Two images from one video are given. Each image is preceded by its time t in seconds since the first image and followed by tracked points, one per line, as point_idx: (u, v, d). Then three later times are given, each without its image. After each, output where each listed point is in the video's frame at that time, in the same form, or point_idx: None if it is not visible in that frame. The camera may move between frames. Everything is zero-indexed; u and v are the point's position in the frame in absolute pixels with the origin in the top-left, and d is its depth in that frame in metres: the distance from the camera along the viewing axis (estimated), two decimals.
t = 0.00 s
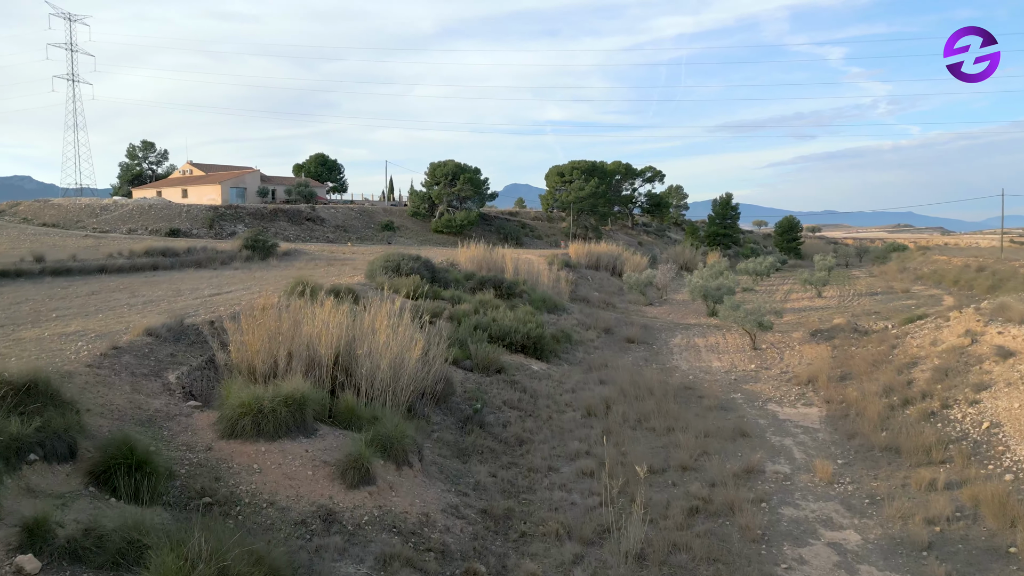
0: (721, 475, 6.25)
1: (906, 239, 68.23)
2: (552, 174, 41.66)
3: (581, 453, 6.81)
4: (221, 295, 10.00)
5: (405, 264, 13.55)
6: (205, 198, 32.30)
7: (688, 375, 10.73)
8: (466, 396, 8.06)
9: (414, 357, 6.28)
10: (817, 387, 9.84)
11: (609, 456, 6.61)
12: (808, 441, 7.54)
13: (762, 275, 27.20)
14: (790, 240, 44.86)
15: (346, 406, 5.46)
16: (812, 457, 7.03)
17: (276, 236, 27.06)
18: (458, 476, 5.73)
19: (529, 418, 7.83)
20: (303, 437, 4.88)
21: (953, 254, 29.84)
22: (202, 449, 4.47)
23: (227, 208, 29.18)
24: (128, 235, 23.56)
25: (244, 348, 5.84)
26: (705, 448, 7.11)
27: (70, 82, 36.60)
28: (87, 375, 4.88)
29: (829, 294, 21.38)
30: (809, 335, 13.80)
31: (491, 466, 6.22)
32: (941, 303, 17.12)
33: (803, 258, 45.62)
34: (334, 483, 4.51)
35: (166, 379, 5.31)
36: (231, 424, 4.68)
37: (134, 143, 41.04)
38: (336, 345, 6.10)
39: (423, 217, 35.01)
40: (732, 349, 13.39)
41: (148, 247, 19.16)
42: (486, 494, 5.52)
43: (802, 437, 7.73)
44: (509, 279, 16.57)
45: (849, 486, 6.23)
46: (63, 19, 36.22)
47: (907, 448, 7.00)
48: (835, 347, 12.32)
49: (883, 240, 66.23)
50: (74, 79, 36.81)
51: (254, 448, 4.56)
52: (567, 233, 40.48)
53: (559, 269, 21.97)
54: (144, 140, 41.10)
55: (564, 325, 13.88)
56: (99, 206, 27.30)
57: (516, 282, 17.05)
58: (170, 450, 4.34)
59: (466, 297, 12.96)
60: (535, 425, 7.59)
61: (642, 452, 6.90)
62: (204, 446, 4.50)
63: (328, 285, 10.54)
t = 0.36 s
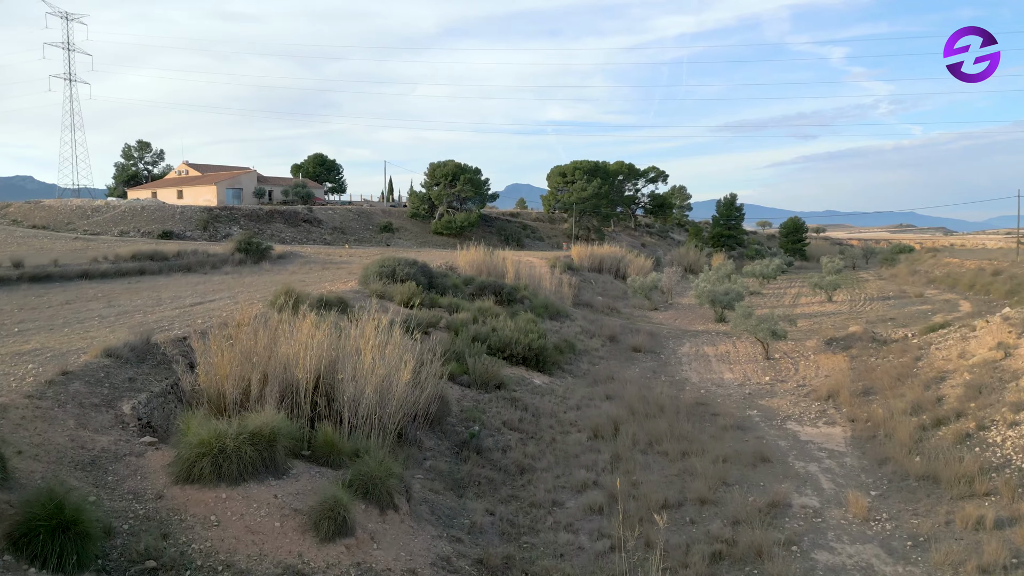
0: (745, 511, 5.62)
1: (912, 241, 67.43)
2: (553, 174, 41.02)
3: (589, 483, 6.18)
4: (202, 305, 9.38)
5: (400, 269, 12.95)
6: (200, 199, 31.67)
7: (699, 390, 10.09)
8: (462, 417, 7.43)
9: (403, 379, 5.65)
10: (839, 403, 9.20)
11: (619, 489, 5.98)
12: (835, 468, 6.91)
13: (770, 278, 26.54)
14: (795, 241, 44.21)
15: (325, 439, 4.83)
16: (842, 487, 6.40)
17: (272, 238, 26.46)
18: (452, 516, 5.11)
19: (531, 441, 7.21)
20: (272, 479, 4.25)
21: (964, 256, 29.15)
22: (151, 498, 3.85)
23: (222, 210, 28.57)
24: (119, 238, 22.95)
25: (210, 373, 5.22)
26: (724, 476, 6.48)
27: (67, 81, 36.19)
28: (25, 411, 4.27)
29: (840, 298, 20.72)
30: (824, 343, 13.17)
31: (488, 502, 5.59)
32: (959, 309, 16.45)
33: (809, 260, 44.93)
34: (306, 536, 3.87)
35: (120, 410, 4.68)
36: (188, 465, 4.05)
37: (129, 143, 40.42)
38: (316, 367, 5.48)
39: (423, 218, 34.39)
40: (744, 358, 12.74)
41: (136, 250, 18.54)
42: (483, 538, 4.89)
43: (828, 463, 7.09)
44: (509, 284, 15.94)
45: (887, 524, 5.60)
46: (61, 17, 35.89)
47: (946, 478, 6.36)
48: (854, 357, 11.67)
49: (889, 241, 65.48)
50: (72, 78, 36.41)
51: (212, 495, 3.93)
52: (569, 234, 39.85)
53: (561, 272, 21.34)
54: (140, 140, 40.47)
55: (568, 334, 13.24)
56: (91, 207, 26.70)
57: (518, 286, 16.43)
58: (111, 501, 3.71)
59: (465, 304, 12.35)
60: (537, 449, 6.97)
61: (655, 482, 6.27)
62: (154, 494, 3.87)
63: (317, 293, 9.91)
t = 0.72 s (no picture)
0: (773, 555, 4.99)
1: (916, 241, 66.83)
2: (554, 174, 40.37)
3: (597, 520, 5.56)
4: (180, 316, 8.77)
5: (395, 275, 12.36)
6: (195, 200, 31.07)
7: (712, 405, 9.47)
8: (458, 441, 6.81)
9: (390, 405, 5.03)
10: (863, 421, 8.58)
11: (631, 527, 5.36)
12: (868, 500, 6.28)
13: (777, 281, 25.91)
14: (799, 242, 43.57)
15: (298, 481, 4.21)
16: (877, 523, 5.78)
17: (267, 240, 25.87)
18: (443, 566, 4.48)
19: (532, 468, 6.59)
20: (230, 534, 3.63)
21: (975, 257, 28.48)
22: (81, 563, 3.21)
23: (216, 211, 27.98)
24: (109, 240, 22.36)
25: (170, 401, 4.61)
26: (747, 509, 5.85)
27: (64, 81, 36.08)
28: None
29: (851, 303, 20.09)
30: (840, 353, 12.55)
31: (485, 546, 4.97)
32: (977, 316, 15.82)
33: (814, 261, 44.28)
34: None
35: (60, 449, 4.07)
36: (129, 522, 3.42)
37: (124, 143, 39.86)
38: (291, 395, 4.86)
39: (422, 219, 33.77)
40: (756, 368, 12.12)
41: (124, 253, 17.94)
42: None
43: (858, 493, 6.46)
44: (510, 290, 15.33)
45: (932, 568, 4.97)
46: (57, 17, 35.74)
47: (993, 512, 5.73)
48: (873, 369, 11.05)
49: (894, 242, 64.84)
50: (69, 79, 36.34)
51: (155, 555, 3.30)
52: (570, 235, 39.23)
53: (564, 276, 20.72)
54: (135, 140, 39.91)
55: (571, 342, 12.61)
56: (81, 209, 26.11)
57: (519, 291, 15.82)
58: (31, 568, 3.07)
59: (462, 312, 11.74)
60: (539, 477, 6.36)
61: (670, 518, 5.65)
62: (85, 558, 3.24)
63: (303, 302, 9.30)
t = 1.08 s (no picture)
0: None
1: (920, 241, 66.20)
2: (556, 174, 39.74)
3: (608, 561, 4.93)
4: (155, 327, 8.16)
5: (389, 280, 11.76)
6: (189, 201, 30.47)
7: (726, 422, 8.85)
8: (452, 467, 6.19)
9: (373, 435, 4.42)
10: (890, 440, 7.97)
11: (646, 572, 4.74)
12: (907, 535, 5.66)
13: (784, 283, 25.31)
14: (804, 243, 42.97)
15: (260, 532, 3.60)
16: (921, 563, 5.17)
17: (262, 242, 25.25)
18: None
19: (534, 498, 5.97)
20: None
21: (987, 260, 27.87)
22: None
23: (211, 211, 27.37)
24: (99, 242, 21.77)
25: (120, 434, 4.01)
26: (775, 547, 5.24)
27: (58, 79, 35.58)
28: None
29: (862, 307, 19.50)
30: (857, 362, 11.94)
31: None
32: (996, 321, 15.23)
33: (819, 263, 43.69)
34: None
35: None
36: None
37: (119, 143, 39.23)
38: (260, 425, 4.26)
39: (421, 220, 33.15)
40: (770, 379, 11.51)
41: (111, 256, 17.30)
42: None
43: (895, 526, 5.85)
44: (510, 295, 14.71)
45: None
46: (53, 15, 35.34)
47: None
48: (895, 380, 10.45)
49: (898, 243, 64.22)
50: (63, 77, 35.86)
51: None
52: (572, 236, 38.62)
53: (566, 280, 20.13)
54: (130, 139, 39.28)
55: (574, 351, 11.98)
56: (72, 210, 25.51)
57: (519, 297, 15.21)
58: None
59: (459, 319, 11.13)
60: (542, 509, 5.74)
61: (690, 558, 5.03)
62: None
63: (288, 311, 8.69)
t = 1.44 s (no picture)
0: None
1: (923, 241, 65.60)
2: (557, 174, 39.08)
3: None
4: (126, 334, 7.53)
5: (382, 282, 11.14)
6: (183, 200, 29.87)
7: (743, 436, 8.20)
8: (446, 493, 5.55)
9: (350, 468, 3.77)
10: (923, 458, 7.32)
11: None
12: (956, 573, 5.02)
13: (791, 284, 24.66)
14: (808, 243, 42.34)
15: None
16: None
17: (256, 242, 24.65)
18: None
19: (537, 530, 5.33)
20: None
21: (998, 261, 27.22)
22: None
23: (204, 211, 26.74)
24: (87, 242, 21.15)
25: (46, 469, 3.39)
26: None
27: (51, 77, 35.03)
28: None
29: (874, 309, 18.86)
30: (876, 369, 11.30)
31: None
32: (1017, 325, 14.59)
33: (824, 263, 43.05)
34: None
35: None
36: None
37: (113, 142, 38.64)
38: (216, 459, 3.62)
39: (419, 220, 32.48)
40: (785, 387, 10.87)
41: (96, 257, 16.67)
42: None
43: (942, 562, 5.20)
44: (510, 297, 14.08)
45: None
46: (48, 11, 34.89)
47: None
48: (920, 389, 9.81)
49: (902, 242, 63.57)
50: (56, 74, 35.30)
51: None
52: (573, 236, 37.99)
53: (568, 281, 19.50)
54: (124, 138, 38.70)
55: (578, 358, 11.34)
56: (61, 209, 24.89)
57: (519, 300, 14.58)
58: None
59: (456, 324, 10.49)
60: (546, 543, 5.10)
61: None
62: None
63: (270, 317, 8.05)
